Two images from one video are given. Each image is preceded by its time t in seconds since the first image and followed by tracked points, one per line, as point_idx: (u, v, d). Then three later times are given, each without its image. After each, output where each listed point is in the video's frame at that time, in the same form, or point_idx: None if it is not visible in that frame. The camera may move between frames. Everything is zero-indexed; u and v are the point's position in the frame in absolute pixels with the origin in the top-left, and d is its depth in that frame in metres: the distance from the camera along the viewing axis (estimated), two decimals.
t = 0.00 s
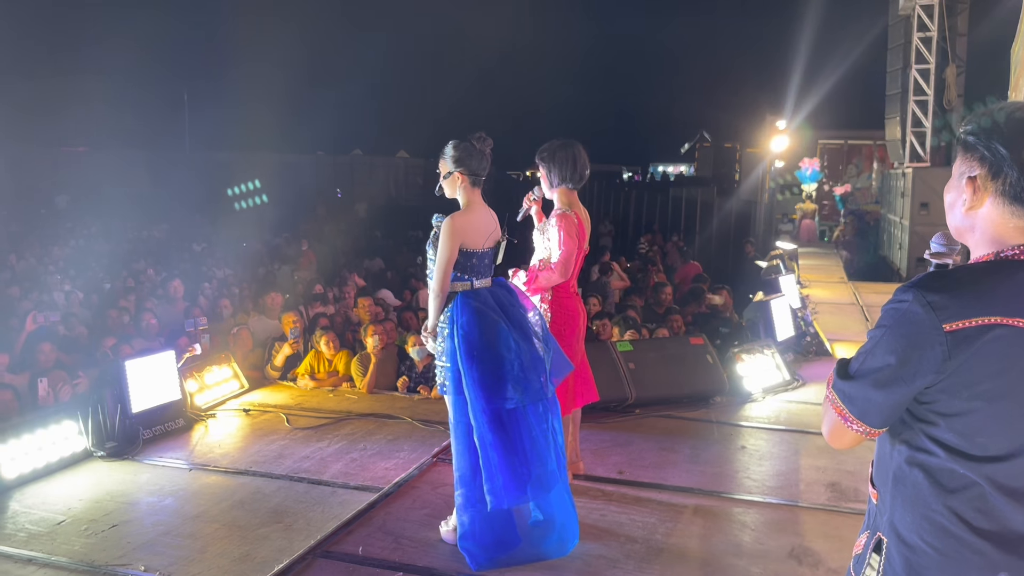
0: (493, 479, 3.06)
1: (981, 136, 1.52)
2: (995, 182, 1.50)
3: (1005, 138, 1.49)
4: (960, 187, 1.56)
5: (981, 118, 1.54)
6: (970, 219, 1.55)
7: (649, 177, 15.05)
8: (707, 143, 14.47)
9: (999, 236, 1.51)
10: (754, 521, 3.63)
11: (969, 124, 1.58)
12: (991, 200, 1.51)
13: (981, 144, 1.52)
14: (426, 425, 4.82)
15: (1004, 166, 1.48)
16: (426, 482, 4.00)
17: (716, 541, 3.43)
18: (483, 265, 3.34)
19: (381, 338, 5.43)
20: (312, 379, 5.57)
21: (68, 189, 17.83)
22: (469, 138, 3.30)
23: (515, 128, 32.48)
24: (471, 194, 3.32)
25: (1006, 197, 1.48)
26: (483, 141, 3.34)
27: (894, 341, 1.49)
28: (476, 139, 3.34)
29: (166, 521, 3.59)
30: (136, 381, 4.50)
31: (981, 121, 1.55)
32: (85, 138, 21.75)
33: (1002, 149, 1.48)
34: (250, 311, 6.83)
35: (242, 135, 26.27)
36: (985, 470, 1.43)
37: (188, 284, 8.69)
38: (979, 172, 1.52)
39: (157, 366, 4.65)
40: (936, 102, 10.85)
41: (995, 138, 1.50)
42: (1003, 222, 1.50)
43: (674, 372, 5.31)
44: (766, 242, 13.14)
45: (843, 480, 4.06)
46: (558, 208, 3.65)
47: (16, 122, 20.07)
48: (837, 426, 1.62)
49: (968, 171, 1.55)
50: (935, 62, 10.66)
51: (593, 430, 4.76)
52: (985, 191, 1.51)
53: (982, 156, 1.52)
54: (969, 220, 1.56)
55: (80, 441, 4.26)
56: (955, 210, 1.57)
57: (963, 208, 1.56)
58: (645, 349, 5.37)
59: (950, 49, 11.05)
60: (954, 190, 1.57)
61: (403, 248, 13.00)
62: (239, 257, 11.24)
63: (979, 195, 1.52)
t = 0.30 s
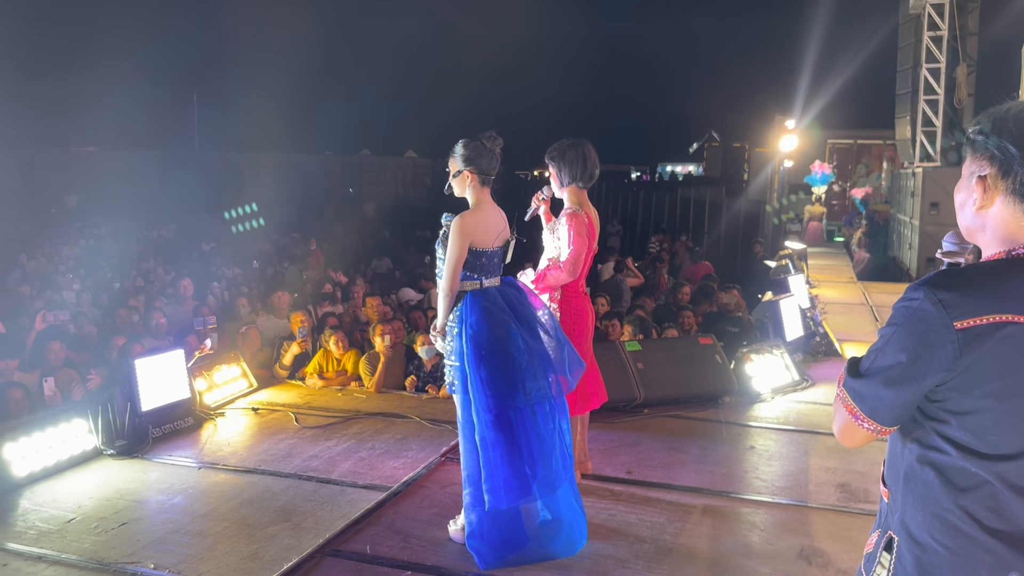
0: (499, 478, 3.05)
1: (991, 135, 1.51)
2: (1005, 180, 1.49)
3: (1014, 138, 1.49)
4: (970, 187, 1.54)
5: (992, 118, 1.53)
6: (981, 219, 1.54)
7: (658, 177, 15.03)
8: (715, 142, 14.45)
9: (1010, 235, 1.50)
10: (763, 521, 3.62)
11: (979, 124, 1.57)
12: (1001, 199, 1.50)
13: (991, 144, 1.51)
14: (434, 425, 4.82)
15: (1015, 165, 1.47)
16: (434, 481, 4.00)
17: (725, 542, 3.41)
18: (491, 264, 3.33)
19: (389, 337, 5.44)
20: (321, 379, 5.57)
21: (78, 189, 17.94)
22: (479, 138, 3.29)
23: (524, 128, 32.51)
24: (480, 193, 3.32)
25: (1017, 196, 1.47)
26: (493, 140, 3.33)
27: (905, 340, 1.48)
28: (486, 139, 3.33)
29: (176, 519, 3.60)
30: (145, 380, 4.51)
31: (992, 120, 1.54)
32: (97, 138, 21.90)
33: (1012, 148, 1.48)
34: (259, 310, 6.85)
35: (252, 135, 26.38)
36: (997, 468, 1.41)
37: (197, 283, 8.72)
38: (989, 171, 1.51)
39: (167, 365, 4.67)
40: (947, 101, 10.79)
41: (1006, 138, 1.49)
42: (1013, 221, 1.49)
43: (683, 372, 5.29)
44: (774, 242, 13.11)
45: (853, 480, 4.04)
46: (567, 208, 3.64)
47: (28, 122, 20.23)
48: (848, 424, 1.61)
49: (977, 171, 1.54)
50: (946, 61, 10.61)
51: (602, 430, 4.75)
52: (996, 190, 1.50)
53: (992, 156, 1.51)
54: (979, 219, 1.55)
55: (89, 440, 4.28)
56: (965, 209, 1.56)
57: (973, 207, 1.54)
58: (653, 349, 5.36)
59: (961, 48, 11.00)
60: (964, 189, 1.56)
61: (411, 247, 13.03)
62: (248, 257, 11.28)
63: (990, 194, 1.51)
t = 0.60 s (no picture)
0: (504, 475, 3.06)
1: (996, 132, 1.51)
2: (1012, 178, 1.48)
3: (1020, 134, 1.48)
4: (976, 184, 1.54)
5: (997, 115, 1.53)
6: (988, 216, 1.53)
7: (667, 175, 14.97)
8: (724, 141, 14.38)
9: (1016, 232, 1.49)
10: (771, 520, 3.60)
11: (984, 122, 1.57)
12: (1008, 196, 1.49)
13: (996, 140, 1.51)
14: (442, 423, 4.82)
15: (1021, 160, 1.47)
16: (441, 479, 4.01)
17: (733, 541, 3.40)
18: (501, 262, 3.35)
19: (396, 336, 5.45)
20: (329, 377, 5.59)
21: (89, 189, 18.05)
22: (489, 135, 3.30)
23: (532, 126, 32.47)
24: (489, 190, 3.32)
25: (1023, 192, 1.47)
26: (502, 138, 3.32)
27: (912, 334, 1.51)
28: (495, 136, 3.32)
29: (184, 516, 3.61)
30: (154, 378, 4.54)
31: (996, 118, 1.54)
32: (106, 137, 22.01)
33: (1017, 145, 1.47)
34: (267, 309, 6.87)
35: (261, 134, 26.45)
36: (1005, 463, 1.44)
37: (206, 282, 8.76)
38: (995, 169, 1.51)
39: (175, 363, 4.70)
40: (957, 99, 10.70)
41: (1011, 134, 1.49)
42: (1019, 218, 1.49)
43: (690, 371, 5.27)
44: (784, 241, 13.04)
45: (861, 479, 4.02)
46: (575, 206, 3.64)
47: (38, 122, 20.35)
48: (854, 418, 1.64)
49: (983, 169, 1.54)
50: (957, 59, 10.53)
51: (609, 429, 4.74)
52: (1002, 187, 1.50)
53: (998, 153, 1.51)
54: (985, 217, 1.54)
55: (99, 437, 4.30)
56: (971, 207, 1.56)
57: (980, 204, 1.54)
58: (661, 348, 5.34)
59: (971, 45, 10.90)
60: (969, 187, 1.56)
61: (419, 246, 13.03)
62: (257, 256, 11.31)
63: (996, 191, 1.51)
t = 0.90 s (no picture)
0: (513, 473, 3.07)
1: (1007, 131, 1.52)
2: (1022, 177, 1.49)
3: None
4: (987, 184, 1.54)
5: (1008, 114, 1.54)
6: (999, 215, 1.53)
7: (675, 173, 14.94)
8: (733, 139, 14.34)
9: None
10: (781, 519, 3.59)
11: (994, 121, 1.58)
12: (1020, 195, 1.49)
13: (1007, 140, 1.51)
14: (451, 421, 4.83)
15: None
16: (451, 477, 4.01)
17: (743, 539, 3.40)
18: (512, 261, 3.35)
19: (405, 334, 5.46)
20: (338, 375, 5.60)
21: (98, 187, 18.17)
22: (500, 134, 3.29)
23: (539, 124, 32.43)
24: (500, 190, 3.32)
25: None
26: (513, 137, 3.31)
27: (925, 333, 1.50)
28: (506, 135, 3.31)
29: (194, 513, 3.63)
30: (164, 375, 4.56)
31: (1007, 117, 1.55)
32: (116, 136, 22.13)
33: None
34: (276, 307, 6.89)
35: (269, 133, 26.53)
36: (1017, 462, 1.44)
37: (216, 280, 8.80)
38: (1006, 168, 1.51)
39: (185, 361, 4.72)
40: (968, 95, 10.63)
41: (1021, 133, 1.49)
42: None
43: (700, 369, 5.26)
44: (793, 238, 12.99)
45: (872, 478, 4.00)
46: (583, 204, 3.64)
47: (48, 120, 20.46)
48: (865, 417, 1.64)
49: (995, 169, 1.54)
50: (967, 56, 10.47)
51: (618, 427, 4.74)
52: (1013, 186, 1.50)
53: (1009, 152, 1.51)
54: (997, 216, 1.54)
55: (110, 435, 4.33)
56: (983, 206, 1.56)
57: (991, 204, 1.54)
58: (670, 346, 5.33)
59: (982, 42, 10.83)
60: (981, 186, 1.56)
61: (427, 245, 13.05)
62: (266, 254, 11.36)
63: (1007, 190, 1.51)
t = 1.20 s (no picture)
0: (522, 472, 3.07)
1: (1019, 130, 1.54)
2: None
3: None
4: (1001, 182, 1.54)
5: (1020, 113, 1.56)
6: (1012, 215, 1.53)
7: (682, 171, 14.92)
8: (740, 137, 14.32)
9: None
10: (789, 518, 3.59)
11: (1007, 120, 1.59)
12: None
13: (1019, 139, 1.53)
14: (459, 419, 4.83)
15: None
16: (459, 476, 4.02)
17: (751, 538, 3.39)
18: (521, 260, 3.35)
19: (412, 332, 5.47)
20: (346, 374, 5.61)
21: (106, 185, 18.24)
22: (510, 133, 3.29)
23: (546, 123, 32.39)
24: (509, 188, 3.32)
25: None
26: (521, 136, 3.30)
27: (938, 333, 1.50)
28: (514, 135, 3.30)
29: (204, 511, 3.64)
30: (173, 374, 4.58)
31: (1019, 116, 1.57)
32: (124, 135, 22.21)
33: None
34: (284, 306, 6.91)
35: (276, 131, 26.56)
36: None
37: (226, 279, 8.83)
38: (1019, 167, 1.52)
39: (194, 360, 4.74)
40: (977, 93, 10.59)
41: None
42: None
43: (708, 368, 5.25)
44: (800, 237, 12.95)
45: (881, 478, 3.99)
46: (593, 204, 3.64)
47: (56, 118, 20.51)
48: (877, 417, 1.64)
49: (1008, 168, 1.55)
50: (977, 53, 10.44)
51: (626, 426, 4.74)
52: None
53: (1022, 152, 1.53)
54: (1010, 215, 1.54)
55: (120, 433, 4.34)
56: (995, 205, 1.56)
57: (1004, 203, 1.54)
58: (678, 344, 5.32)
59: (992, 40, 10.77)
60: (994, 185, 1.56)
61: (435, 244, 13.07)
62: (274, 253, 11.39)
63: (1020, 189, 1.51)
